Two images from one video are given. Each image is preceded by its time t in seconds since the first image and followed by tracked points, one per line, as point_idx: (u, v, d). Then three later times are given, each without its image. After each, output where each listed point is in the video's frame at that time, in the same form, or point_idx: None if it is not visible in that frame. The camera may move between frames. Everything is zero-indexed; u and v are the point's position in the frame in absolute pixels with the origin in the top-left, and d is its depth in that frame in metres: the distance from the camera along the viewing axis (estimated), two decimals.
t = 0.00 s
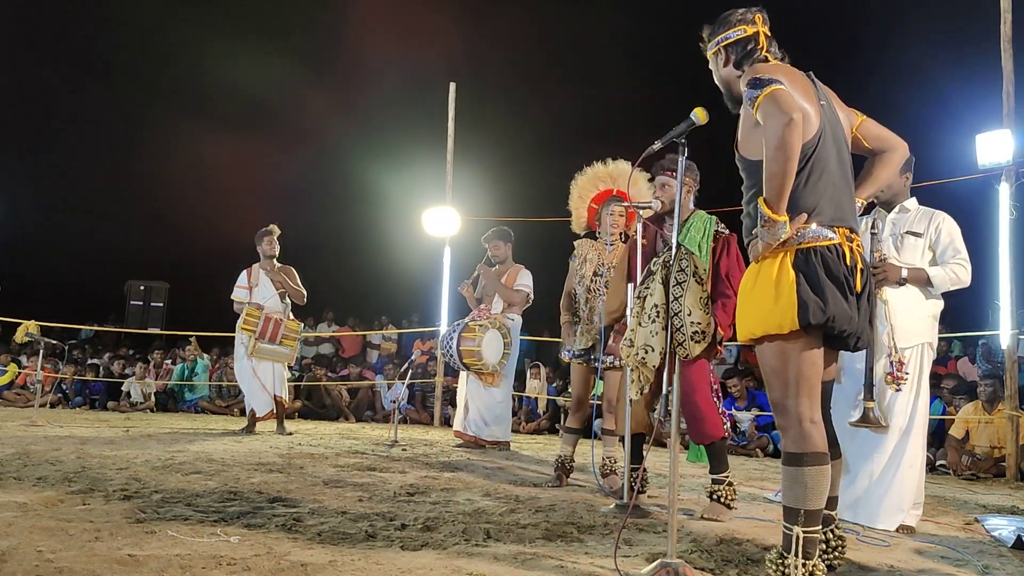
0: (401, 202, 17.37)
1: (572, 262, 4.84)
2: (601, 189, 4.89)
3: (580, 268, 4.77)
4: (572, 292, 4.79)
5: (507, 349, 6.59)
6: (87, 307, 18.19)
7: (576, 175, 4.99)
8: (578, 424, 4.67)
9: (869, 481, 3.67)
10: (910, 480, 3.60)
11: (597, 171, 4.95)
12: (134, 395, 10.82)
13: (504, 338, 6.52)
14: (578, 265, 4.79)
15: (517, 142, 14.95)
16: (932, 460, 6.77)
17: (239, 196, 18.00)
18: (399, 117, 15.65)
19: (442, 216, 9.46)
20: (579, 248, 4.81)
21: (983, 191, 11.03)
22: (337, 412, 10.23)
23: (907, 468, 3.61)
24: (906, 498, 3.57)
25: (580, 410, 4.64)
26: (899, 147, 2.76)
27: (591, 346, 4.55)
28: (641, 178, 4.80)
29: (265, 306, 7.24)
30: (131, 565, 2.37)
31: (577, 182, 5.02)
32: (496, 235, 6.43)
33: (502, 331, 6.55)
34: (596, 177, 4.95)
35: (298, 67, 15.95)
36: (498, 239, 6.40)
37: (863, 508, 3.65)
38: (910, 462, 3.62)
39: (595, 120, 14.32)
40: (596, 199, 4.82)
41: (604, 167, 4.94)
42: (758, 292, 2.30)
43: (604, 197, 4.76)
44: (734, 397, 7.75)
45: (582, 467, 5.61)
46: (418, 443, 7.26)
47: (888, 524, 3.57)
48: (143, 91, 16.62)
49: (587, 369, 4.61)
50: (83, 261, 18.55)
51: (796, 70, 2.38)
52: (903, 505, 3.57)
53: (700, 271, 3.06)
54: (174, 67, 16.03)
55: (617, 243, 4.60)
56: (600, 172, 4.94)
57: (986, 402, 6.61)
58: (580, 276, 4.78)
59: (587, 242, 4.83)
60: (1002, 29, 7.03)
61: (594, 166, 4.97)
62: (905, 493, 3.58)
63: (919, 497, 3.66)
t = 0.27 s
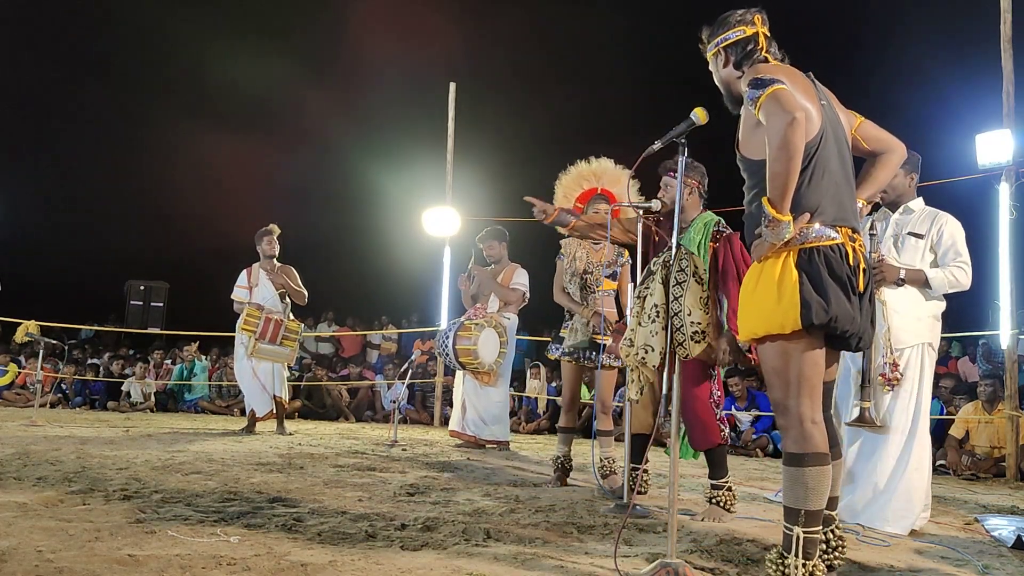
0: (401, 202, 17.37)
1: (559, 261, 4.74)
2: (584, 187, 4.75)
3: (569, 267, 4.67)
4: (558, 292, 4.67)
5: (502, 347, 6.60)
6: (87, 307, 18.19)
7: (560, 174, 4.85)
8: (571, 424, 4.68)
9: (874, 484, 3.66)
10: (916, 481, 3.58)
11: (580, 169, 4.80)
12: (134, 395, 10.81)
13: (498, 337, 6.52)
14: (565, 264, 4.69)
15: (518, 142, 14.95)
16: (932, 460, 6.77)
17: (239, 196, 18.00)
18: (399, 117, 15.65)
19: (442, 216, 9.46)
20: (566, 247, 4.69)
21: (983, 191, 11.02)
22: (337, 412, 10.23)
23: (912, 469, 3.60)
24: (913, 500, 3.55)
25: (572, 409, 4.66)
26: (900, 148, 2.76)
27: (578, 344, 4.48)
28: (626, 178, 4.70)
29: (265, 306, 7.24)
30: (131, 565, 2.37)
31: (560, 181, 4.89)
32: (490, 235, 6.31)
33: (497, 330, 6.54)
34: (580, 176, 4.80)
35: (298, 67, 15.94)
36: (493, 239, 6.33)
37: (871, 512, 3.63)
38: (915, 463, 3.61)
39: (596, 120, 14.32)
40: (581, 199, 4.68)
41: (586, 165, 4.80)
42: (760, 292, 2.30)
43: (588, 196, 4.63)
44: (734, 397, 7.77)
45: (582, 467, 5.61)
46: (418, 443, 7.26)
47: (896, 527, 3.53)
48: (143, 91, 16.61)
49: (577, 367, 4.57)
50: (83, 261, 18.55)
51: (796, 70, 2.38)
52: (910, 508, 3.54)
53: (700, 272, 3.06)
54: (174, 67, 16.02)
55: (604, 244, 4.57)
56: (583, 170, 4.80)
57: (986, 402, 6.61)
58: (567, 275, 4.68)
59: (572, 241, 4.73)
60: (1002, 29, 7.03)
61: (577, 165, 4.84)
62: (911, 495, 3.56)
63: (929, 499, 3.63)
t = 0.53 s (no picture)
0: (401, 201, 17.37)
1: (547, 259, 4.66)
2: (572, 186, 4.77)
3: (558, 266, 4.59)
4: (547, 291, 4.60)
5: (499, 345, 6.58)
6: (86, 307, 18.18)
7: (550, 173, 4.89)
8: (567, 425, 4.68)
9: (874, 486, 3.65)
10: (916, 485, 3.58)
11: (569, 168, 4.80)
12: (134, 395, 10.80)
13: (495, 334, 6.49)
14: (553, 262, 4.61)
15: (518, 141, 14.96)
16: (932, 460, 6.77)
17: (239, 196, 18.00)
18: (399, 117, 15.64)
19: (442, 216, 9.46)
20: (555, 245, 4.62)
21: (983, 191, 11.02)
22: (337, 412, 10.23)
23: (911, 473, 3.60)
24: (913, 502, 3.55)
25: (566, 409, 4.66)
26: (897, 149, 2.77)
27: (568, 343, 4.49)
28: (614, 178, 4.72)
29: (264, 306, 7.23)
30: (131, 565, 2.37)
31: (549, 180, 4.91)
32: (489, 235, 6.35)
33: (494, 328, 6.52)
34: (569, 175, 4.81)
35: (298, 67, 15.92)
36: (492, 239, 6.34)
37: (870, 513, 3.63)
38: (914, 467, 3.60)
39: (596, 120, 14.32)
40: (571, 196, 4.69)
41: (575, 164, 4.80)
42: (761, 291, 2.30)
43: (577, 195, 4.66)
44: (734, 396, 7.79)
45: (582, 467, 5.62)
46: (418, 443, 7.26)
47: (896, 528, 3.53)
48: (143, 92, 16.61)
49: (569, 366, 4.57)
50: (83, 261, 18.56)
51: (795, 69, 2.39)
52: (910, 511, 3.54)
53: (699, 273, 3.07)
54: (174, 66, 16.02)
55: (593, 243, 4.59)
56: (572, 169, 4.80)
57: (986, 402, 6.61)
58: (554, 275, 4.60)
59: (561, 239, 4.69)
60: (1001, 29, 7.03)
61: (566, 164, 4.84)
62: (911, 498, 3.56)
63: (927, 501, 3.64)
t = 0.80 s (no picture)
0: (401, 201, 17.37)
1: (539, 260, 4.65)
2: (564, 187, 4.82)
3: (551, 267, 4.58)
4: (539, 292, 4.59)
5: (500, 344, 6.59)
6: (86, 307, 18.18)
7: (542, 172, 4.92)
8: (564, 425, 4.68)
9: (873, 487, 3.65)
10: (916, 485, 3.58)
11: (561, 168, 4.86)
12: (134, 395, 10.80)
13: (494, 333, 6.51)
14: (545, 264, 4.61)
15: (518, 141, 14.96)
16: (932, 460, 6.76)
17: (239, 196, 18.00)
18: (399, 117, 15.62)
19: (442, 216, 9.46)
20: (546, 246, 4.62)
21: (983, 191, 11.03)
22: (337, 412, 10.23)
23: (911, 473, 3.59)
24: (913, 502, 3.55)
25: (564, 409, 4.65)
26: (894, 151, 2.78)
27: (559, 342, 4.48)
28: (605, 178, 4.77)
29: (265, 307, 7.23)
30: (131, 565, 2.37)
31: (540, 181, 4.95)
32: (493, 235, 6.34)
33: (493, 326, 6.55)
34: (560, 175, 4.87)
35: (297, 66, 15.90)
36: (495, 238, 6.34)
37: (871, 513, 3.64)
38: (914, 467, 3.60)
39: (596, 120, 14.33)
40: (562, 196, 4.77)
41: (567, 164, 4.85)
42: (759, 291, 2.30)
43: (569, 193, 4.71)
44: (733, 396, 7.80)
45: (582, 467, 5.62)
46: (418, 443, 7.26)
47: (897, 528, 3.54)
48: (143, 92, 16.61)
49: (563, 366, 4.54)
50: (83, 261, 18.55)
51: (799, 68, 2.38)
52: (910, 511, 3.55)
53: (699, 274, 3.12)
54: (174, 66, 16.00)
55: (584, 242, 4.58)
56: (563, 168, 4.85)
57: (986, 402, 6.61)
58: (547, 275, 4.61)
59: (552, 239, 4.68)
60: (1002, 29, 7.03)
61: (557, 164, 4.89)
62: (912, 498, 3.56)
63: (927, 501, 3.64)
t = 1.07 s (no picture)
0: (401, 201, 17.37)
1: (536, 259, 4.64)
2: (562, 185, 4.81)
3: (547, 266, 4.59)
4: (536, 291, 4.59)
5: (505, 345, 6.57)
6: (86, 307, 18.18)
7: (539, 172, 4.88)
8: (564, 425, 4.68)
9: (874, 488, 3.64)
10: (916, 484, 3.58)
11: (558, 167, 4.84)
12: (134, 395, 10.80)
13: (498, 334, 6.48)
14: (542, 263, 4.60)
15: (519, 141, 14.96)
16: (932, 460, 6.77)
17: (239, 196, 17.99)
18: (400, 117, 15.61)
19: (443, 216, 9.46)
20: (543, 246, 4.61)
21: (983, 191, 11.04)
22: (337, 412, 10.23)
23: (911, 472, 3.59)
24: (914, 502, 3.56)
25: (563, 409, 4.66)
26: (894, 154, 2.77)
27: (555, 342, 4.49)
28: (604, 177, 4.73)
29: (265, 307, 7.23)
30: (131, 565, 2.37)
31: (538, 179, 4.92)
32: (500, 235, 6.35)
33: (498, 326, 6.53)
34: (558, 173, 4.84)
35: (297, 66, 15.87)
36: (502, 239, 6.33)
37: (872, 513, 3.63)
38: (914, 467, 3.60)
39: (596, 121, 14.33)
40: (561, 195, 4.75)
41: (565, 162, 4.83)
42: (754, 292, 2.29)
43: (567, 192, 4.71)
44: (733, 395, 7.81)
45: (582, 467, 5.62)
46: (418, 443, 7.27)
47: (898, 528, 3.54)
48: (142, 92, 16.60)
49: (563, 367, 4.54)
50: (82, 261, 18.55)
51: (801, 68, 2.37)
52: (910, 511, 3.55)
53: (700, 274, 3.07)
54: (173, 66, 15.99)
55: (582, 240, 4.55)
56: (561, 167, 4.83)
57: (986, 402, 6.62)
58: (544, 275, 4.60)
59: (551, 238, 4.66)
60: (1002, 29, 7.03)
61: (555, 163, 4.87)
62: (912, 498, 3.56)
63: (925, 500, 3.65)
